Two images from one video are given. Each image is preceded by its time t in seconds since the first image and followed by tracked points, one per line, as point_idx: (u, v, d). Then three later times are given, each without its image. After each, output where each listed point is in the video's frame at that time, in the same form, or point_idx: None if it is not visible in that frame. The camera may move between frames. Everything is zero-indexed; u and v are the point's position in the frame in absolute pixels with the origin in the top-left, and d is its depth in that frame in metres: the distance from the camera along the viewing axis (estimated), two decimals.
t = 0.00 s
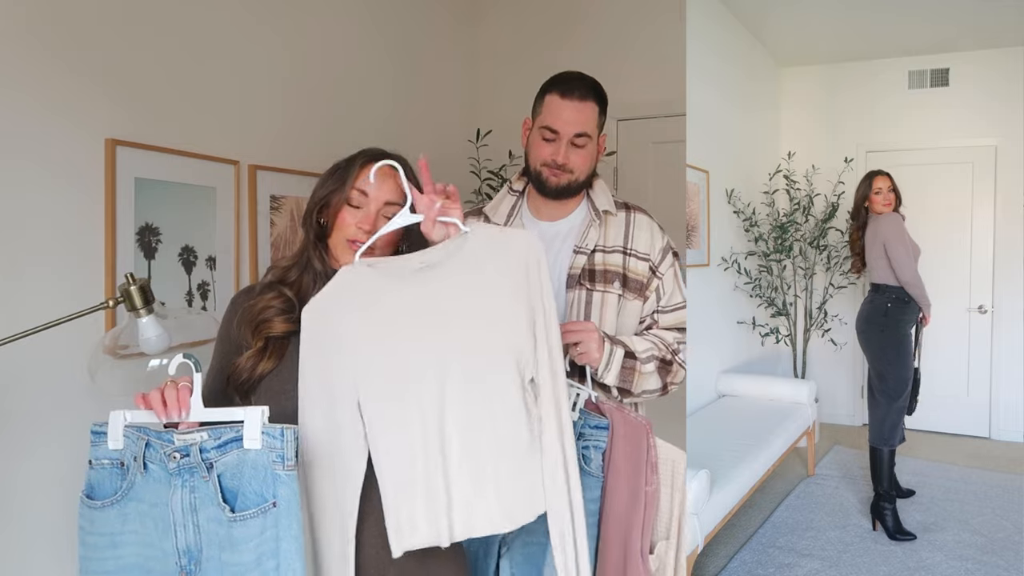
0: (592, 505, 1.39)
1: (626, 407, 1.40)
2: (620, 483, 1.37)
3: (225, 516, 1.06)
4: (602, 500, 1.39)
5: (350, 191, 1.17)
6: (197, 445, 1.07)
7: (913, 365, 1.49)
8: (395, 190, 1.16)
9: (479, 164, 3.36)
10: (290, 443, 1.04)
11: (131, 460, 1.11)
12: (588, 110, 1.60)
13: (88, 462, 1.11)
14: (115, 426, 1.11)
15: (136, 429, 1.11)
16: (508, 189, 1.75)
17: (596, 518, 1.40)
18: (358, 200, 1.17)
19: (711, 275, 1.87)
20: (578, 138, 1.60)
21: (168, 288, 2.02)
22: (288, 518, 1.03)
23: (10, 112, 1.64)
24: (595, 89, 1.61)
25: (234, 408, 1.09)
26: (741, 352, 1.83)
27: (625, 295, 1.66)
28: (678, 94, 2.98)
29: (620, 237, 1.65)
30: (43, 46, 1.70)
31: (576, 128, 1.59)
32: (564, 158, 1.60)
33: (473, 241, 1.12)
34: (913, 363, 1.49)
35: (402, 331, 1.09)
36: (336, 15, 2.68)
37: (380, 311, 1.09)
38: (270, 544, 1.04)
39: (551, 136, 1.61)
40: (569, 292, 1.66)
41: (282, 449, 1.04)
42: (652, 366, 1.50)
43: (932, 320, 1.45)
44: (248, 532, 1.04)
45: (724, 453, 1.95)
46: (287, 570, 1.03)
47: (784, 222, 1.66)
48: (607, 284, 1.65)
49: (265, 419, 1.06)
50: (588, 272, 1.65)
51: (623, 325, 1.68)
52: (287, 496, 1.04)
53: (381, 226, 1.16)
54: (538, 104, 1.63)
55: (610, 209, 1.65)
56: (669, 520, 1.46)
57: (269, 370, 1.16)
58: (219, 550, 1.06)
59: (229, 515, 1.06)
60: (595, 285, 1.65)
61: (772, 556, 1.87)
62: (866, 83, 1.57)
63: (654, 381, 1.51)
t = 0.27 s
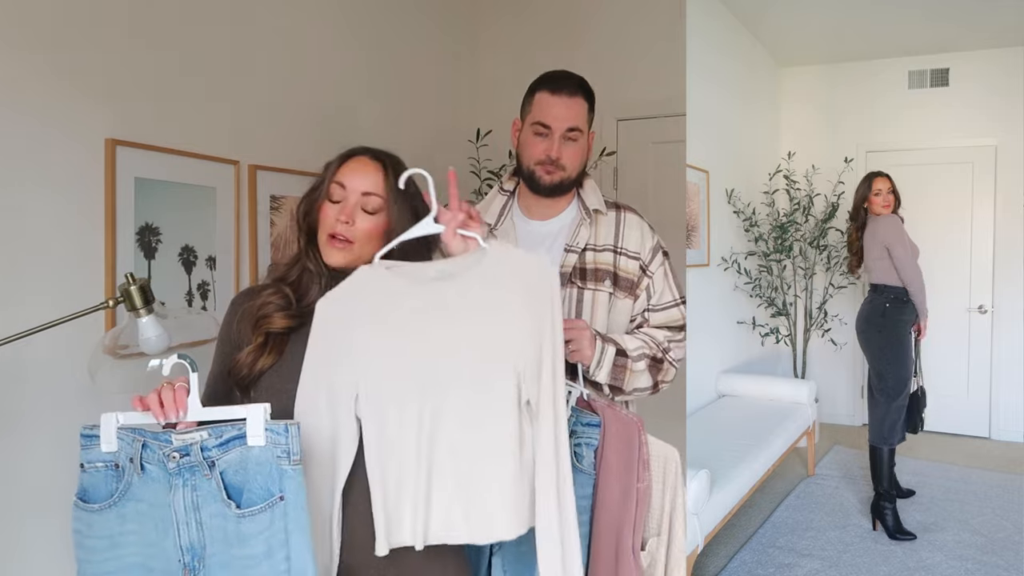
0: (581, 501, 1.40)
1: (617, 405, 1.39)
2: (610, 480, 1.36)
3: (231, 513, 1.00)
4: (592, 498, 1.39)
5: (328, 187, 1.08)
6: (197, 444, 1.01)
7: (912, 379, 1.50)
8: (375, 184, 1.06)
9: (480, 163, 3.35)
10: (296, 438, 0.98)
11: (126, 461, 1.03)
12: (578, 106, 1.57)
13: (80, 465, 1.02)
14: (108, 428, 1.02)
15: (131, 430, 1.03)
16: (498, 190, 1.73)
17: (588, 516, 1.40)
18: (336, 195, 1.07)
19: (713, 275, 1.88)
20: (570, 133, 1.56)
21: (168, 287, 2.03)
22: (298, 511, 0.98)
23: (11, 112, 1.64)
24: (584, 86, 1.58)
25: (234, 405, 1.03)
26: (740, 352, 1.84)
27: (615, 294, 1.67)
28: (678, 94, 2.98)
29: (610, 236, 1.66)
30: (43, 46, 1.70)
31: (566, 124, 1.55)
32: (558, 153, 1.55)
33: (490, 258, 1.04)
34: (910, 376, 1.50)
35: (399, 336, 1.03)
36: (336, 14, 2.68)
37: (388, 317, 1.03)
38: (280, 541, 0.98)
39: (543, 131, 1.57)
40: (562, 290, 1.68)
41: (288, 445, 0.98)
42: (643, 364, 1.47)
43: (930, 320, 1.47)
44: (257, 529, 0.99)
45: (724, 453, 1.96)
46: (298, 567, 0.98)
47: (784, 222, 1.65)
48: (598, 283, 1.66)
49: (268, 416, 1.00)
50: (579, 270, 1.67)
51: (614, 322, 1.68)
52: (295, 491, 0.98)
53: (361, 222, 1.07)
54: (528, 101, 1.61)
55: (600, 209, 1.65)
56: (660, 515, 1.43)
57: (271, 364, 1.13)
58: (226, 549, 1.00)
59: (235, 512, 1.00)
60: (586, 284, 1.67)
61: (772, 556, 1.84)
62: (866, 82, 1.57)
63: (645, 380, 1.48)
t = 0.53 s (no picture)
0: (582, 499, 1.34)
1: (615, 401, 1.39)
2: (612, 475, 1.35)
3: (212, 492, 0.94)
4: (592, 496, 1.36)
5: (322, 188, 1.17)
6: (177, 422, 0.94)
7: (915, 379, 1.51)
8: (365, 181, 1.15)
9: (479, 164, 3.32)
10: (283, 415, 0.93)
11: (98, 441, 0.94)
12: (567, 104, 1.62)
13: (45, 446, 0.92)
14: (77, 407, 0.93)
15: (104, 409, 0.94)
16: (492, 191, 1.72)
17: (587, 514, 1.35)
18: (330, 195, 1.16)
19: (712, 275, 1.88)
20: (559, 130, 1.61)
21: (168, 287, 2.03)
22: (284, 490, 0.94)
23: (11, 112, 1.64)
24: (572, 86, 1.64)
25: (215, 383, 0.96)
26: (741, 352, 1.83)
27: (610, 292, 1.66)
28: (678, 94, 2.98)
29: (605, 234, 1.66)
30: (43, 46, 1.70)
31: (555, 122, 1.60)
32: (548, 151, 1.60)
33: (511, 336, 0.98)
34: (913, 376, 1.51)
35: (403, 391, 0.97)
36: (336, 14, 2.68)
37: (398, 363, 0.97)
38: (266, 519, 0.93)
39: (532, 131, 1.61)
40: (556, 289, 1.66)
41: (274, 422, 0.94)
42: (639, 360, 1.50)
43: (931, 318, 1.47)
44: (240, 507, 0.93)
45: (725, 454, 1.95)
46: (284, 546, 0.93)
47: (784, 222, 1.65)
48: (593, 281, 1.64)
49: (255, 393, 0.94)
50: (574, 268, 1.65)
51: (609, 321, 1.68)
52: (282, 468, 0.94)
53: (353, 219, 1.14)
54: (517, 103, 1.65)
55: (594, 207, 1.66)
56: (659, 510, 1.44)
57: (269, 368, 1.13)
58: (208, 528, 0.94)
59: (218, 490, 0.94)
60: (581, 282, 1.65)
61: (772, 556, 1.84)
62: (866, 82, 1.57)
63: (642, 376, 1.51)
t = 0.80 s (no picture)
0: (585, 498, 1.38)
1: (615, 400, 1.40)
2: (613, 473, 1.35)
3: (190, 419, 0.91)
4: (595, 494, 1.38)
5: (323, 192, 1.18)
6: (158, 345, 0.92)
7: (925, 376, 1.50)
8: (364, 186, 1.17)
9: (480, 164, 3.32)
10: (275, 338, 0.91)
11: (67, 365, 0.93)
12: (562, 104, 1.62)
13: (10, 370, 0.91)
14: (48, 326, 0.93)
15: (78, 332, 0.93)
16: (489, 192, 1.71)
17: (590, 512, 1.38)
18: (331, 199, 1.17)
19: (713, 275, 1.88)
20: (555, 130, 1.61)
21: (168, 287, 2.03)
22: (265, 420, 0.91)
23: (10, 111, 1.64)
24: (568, 85, 1.64)
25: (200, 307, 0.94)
26: (742, 352, 1.84)
27: (609, 291, 1.67)
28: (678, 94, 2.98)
29: (603, 233, 1.66)
30: (43, 46, 1.70)
31: (551, 122, 1.60)
32: (545, 151, 1.60)
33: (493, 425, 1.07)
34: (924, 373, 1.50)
35: (386, 480, 1.03)
36: (336, 14, 2.68)
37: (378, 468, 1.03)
38: (244, 450, 0.91)
39: (528, 132, 1.61)
40: (555, 289, 1.65)
41: (265, 346, 0.92)
42: (638, 359, 1.53)
43: (932, 317, 1.46)
44: (221, 435, 0.91)
45: (724, 454, 1.97)
46: (262, 481, 0.90)
47: (784, 222, 1.65)
48: (591, 280, 1.64)
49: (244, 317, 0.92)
50: (572, 268, 1.65)
51: (608, 320, 1.68)
52: (268, 397, 0.91)
53: (353, 222, 1.16)
54: (512, 103, 1.65)
55: (591, 207, 1.65)
56: (663, 508, 1.44)
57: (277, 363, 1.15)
58: (181, 459, 0.91)
59: (195, 418, 0.91)
60: (579, 281, 1.65)
61: (772, 556, 1.86)
62: (866, 82, 1.56)
63: (641, 374, 1.54)
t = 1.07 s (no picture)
0: (585, 498, 1.37)
1: (616, 400, 1.39)
2: (614, 472, 1.35)
3: (173, 329, 0.85)
4: (595, 494, 1.37)
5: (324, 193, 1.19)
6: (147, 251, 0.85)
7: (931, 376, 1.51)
8: (361, 183, 1.16)
9: (480, 164, 3.33)
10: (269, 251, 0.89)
11: (46, 268, 0.81)
12: (561, 105, 1.62)
13: None
14: (28, 227, 0.81)
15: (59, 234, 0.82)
16: (489, 192, 1.71)
17: (591, 512, 1.37)
18: (332, 199, 1.18)
19: (712, 275, 1.88)
20: (555, 132, 1.61)
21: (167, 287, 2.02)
22: (253, 333, 0.88)
23: (11, 112, 1.64)
24: (567, 86, 1.64)
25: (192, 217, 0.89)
26: (741, 352, 1.84)
27: (609, 291, 1.67)
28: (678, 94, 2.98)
29: (603, 233, 1.66)
30: (43, 45, 1.70)
31: (550, 123, 1.60)
32: (543, 152, 1.60)
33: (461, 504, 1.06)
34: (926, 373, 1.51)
35: None
36: (336, 14, 2.68)
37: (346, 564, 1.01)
38: (227, 364, 0.87)
39: (527, 133, 1.61)
40: (555, 289, 1.65)
41: (258, 259, 0.89)
42: (639, 359, 1.54)
43: (930, 317, 1.47)
44: (203, 345, 0.86)
45: (724, 454, 1.97)
46: (244, 395, 0.88)
47: (784, 222, 1.65)
48: (591, 280, 1.64)
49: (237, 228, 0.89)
50: (572, 268, 1.65)
51: (608, 320, 1.68)
52: (257, 309, 0.88)
53: (351, 222, 1.16)
54: (512, 104, 1.65)
55: (591, 206, 1.66)
56: (664, 507, 1.44)
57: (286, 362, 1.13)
58: (160, 370, 0.84)
59: (178, 327, 0.86)
60: (579, 282, 1.65)
61: (772, 556, 1.84)
62: (866, 82, 1.56)
63: (642, 375, 1.54)
